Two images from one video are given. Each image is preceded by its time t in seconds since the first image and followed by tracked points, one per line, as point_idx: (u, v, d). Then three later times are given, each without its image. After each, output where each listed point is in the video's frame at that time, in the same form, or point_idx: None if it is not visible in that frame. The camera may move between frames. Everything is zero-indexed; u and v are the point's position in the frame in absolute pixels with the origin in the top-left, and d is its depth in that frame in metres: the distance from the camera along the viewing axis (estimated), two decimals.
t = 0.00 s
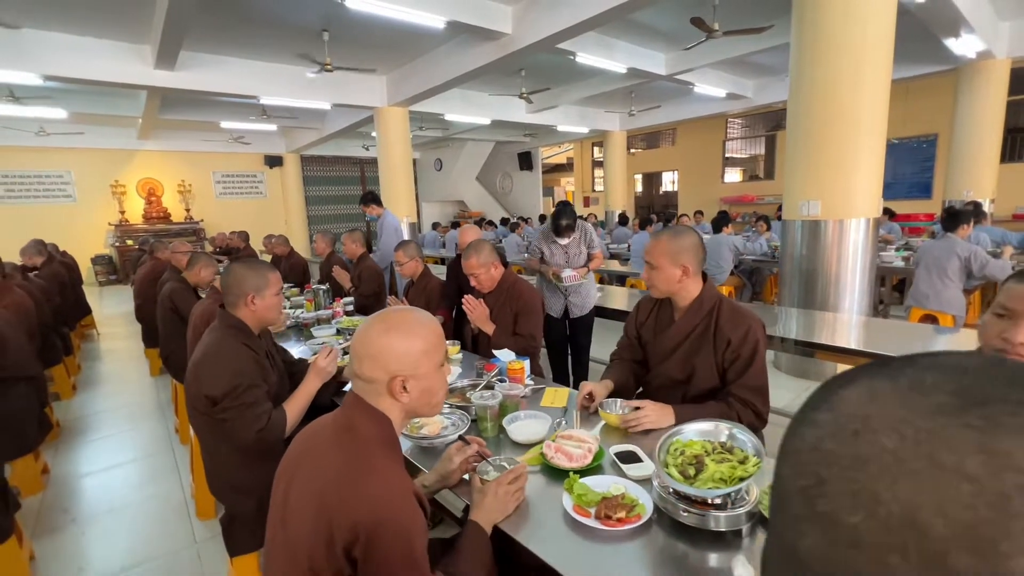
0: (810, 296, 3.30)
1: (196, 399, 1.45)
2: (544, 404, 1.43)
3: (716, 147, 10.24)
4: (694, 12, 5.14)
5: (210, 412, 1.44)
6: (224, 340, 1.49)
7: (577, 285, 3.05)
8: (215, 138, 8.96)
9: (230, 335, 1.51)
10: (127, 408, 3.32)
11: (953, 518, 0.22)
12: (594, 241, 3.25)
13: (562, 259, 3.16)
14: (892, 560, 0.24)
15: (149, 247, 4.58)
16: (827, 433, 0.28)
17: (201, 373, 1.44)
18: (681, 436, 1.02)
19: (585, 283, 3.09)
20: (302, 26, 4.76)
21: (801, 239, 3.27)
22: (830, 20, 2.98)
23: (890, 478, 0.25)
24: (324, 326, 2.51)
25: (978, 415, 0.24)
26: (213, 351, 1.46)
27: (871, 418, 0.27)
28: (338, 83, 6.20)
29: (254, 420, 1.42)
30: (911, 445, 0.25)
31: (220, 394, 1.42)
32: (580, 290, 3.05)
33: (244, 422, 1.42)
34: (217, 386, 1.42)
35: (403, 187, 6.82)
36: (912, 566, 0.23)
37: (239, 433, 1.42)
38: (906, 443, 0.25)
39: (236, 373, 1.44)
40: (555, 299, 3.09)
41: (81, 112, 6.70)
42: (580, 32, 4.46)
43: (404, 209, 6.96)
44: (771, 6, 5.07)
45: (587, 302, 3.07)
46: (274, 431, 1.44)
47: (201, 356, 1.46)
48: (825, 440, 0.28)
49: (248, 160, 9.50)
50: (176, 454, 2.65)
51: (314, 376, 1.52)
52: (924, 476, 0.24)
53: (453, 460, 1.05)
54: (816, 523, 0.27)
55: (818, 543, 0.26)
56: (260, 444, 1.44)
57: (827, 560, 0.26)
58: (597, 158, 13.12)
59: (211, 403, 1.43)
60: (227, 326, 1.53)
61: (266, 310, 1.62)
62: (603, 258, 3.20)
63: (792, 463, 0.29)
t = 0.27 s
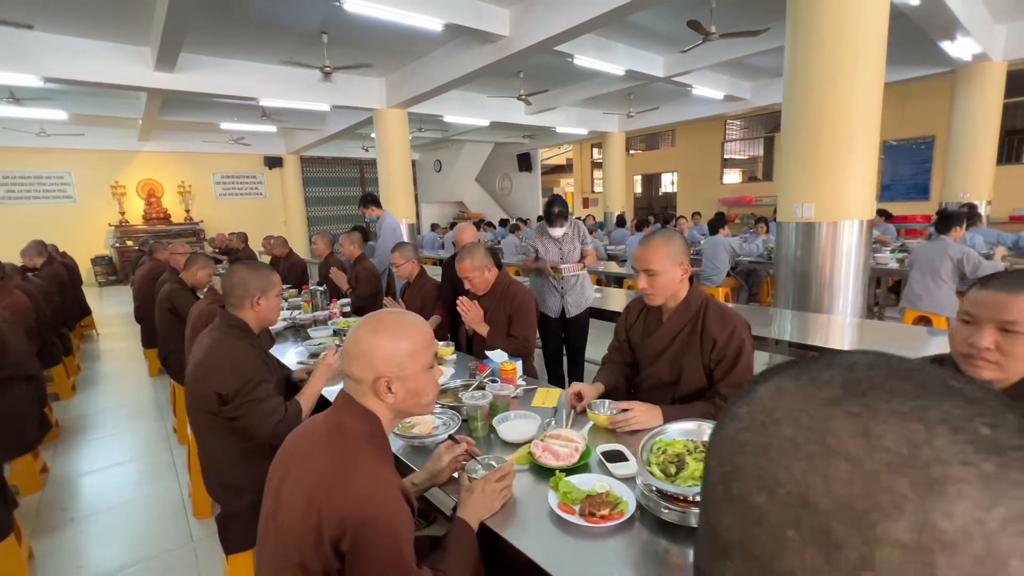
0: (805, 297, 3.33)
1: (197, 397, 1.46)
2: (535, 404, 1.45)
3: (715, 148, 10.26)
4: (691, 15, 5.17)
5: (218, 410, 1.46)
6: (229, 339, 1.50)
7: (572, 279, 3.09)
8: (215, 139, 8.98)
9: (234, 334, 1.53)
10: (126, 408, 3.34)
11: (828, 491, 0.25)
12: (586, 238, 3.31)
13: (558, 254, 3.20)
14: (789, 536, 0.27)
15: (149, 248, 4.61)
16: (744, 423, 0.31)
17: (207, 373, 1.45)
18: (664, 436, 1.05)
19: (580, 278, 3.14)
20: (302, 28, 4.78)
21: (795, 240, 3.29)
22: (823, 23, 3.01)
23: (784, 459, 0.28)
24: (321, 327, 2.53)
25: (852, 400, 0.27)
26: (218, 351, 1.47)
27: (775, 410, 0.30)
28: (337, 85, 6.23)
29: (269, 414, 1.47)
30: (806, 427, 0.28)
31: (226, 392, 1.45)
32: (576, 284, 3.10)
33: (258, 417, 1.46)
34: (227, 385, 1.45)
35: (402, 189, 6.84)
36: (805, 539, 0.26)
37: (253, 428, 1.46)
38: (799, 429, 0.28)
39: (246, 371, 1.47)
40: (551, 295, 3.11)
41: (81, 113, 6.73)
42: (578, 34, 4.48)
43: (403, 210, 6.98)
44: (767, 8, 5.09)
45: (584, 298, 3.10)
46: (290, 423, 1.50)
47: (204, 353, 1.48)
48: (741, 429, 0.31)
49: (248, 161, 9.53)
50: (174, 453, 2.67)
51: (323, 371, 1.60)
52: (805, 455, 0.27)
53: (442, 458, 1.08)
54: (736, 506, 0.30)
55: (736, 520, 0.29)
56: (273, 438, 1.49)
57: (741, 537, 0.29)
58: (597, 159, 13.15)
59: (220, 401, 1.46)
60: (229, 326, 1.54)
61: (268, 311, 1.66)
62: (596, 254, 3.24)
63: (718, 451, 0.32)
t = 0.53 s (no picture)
0: (799, 298, 3.35)
1: (206, 390, 1.49)
2: (527, 404, 1.47)
3: (714, 150, 10.29)
4: (688, 17, 5.20)
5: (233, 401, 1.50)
6: (230, 335, 1.52)
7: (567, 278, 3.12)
8: (214, 141, 9.01)
9: (235, 330, 1.55)
10: (124, 407, 3.36)
11: (758, 468, 0.29)
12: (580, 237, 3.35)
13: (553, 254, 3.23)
14: (723, 510, 0.30)
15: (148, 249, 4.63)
16: (685, 412, 0.35)
17: (216, 368, 1.47)
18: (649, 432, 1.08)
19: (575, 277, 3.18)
20: (300, 31, 4.81)
21: (790, 242, 3.30)
22: (817, 27, 3.03)
23: (719, 441, 0.32)
24: (317, 327, 2.55)
25: (780, 388, 0.32)
26: (224, 346, 1.49)
27: (713, 396, 0.34)
28: (336, 87, 6.25)
29: (289, 397, 1.54)
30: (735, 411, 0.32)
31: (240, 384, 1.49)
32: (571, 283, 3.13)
33: (279, 402, 1.52)
34: (239, 377, 1.48)
35: (401, 190, 6.86)
36: (739, 512, 0.29)
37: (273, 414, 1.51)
38: (732, 413, 0.32)
39: (257, 362, 1.51)
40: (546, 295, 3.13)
41: (81, 115, 6.76)
42: (575, 37, 4.51)
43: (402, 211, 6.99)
44: (764, 11, 5.12)
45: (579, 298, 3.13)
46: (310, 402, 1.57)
47: (206, 350, 1.49)
48: (682, 417, 0.35)
49: (248, 162, 9.56)
50: (172, 452, 2.69)
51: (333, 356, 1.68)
52: (738, 437, 0.31)
53: (432, 455, 1.09)
54: (678, 487, 0.33)
55: (680, 501, 0.33)
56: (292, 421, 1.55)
57: (683, 515, 0.33)
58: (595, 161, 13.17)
59: (234, 393, 1.49)
60: (227, 323, 1.55)
61: (266, 309, 1.68)
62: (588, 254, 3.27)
63: (661, 438, 0.36)
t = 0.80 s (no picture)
0: (793, 301, 3.37)
1: (201, 387, 1.50)
2: (518, 405, 1.49)
3: (711, 152, 10.32)
4: (684, 21, 5.23)
5: (230, 394, 1.53)
6: (225, 333, 1.54)
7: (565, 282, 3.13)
8: (213, 143, 9.03)
9: (230, 328, 1.57)
10: (121, 409, 3.38)
11: (687, 464, 0.33)
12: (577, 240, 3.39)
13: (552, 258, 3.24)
14: (658, 506, 0.34)
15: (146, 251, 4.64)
16: (626, 416, 0.39)
17: (212, 363, 1.50)
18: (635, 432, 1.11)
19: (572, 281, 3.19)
20: (299, 34, 4.83)
21: (784, 245, 3.32)
22: (809, 32, 3.05)
23: (656, 442, 0.35)
24: (312, 329, 2.56)
25: (711, 390, 0.36)
26: (219, 342, 1.51)
27: (654, 398, 0.38)
28: (334, 89, 6.28)
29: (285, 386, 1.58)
30: (670, 413, 0.36)
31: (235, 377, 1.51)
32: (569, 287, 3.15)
33: (274, 393, 1.55)
34: (235, 371, 1.51)
35: (399, 192, 6.88)
36: (671, 508, 0.33)
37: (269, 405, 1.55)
38: (669, 414, 0.36)
39: (252, 357, 1.54)
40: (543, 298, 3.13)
41: (79, 117, 6.78)
42: (571, 41, 4.54)
43: (400, 213, 7.01)
44: (759, 15, 5.16)
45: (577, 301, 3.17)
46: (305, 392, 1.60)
47: (202, 348, 1.51)
48: (624, 419, 0.39)
49: (247, 165, 9.58)
50: (168, 453, 2.70)
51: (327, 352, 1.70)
52: (673, 437, 0.34)
53: (421, 455, 1.12)
54: (619, 487, 0.37)
55: (621, 498, 0.36)
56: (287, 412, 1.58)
57: (623, 512, 0.36)
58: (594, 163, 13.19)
59: (230, 387, 1.52)
60: (221, 320, 1.57)
61: (260, 309, 1.70)
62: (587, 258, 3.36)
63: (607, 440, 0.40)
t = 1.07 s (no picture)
0: (786, 304, 3.39)
1: (194, 385, 1.52)
2: (508, 406, 1.51)
3: (709, 155, 10.35)
4: (680, 25, 5.26)
5: (220, 392, 1.55)
6: (219, 332, 1.57)
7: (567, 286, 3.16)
8: (212, 145, 9.05)
9: (224, 328, 1.59)
10: (118, 410, 3.39)
11: (619, 456, 0.38)
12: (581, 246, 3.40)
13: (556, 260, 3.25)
14: (593, 494, 0.38)
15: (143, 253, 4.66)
16: (570, 411, 0.44)
17: (204, 361, 1.52)
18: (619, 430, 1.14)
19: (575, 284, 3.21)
20: (297, 37, 4.86)
21: (777, 247, 3.35)
22: (801, 38, 3.09)
23: (594, 436, 0.40)
24: (308, 331, 2.58)
25: (645, 388, 0.40)
26: (212, 340, 1.54)
27: (594, 396, 0.43)
28: (332, 92, 6.30)
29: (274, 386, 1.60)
30: (606, 408, 0.41)
31: (226, 376, 1.53)
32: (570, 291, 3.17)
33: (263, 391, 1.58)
34: (226, 368, 1.53)
35: (397, 194, 6.90)
36: (604, 494, 0.37)
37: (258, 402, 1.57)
38: (605, 409, 0.41)
39: (244, 356, 1.57)
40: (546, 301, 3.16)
41: (78, 119, 6.81)
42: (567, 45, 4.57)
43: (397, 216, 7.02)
44: (754, 19, 5.19)
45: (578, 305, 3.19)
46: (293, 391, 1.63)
47: (196, 346, 1.53)
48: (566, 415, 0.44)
49: (246, 167, 9.61)
50: (164, 455, 2.72)
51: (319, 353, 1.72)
52: (608, 430, 0.39)
53: (409, 455, 1.14)
54: (562, 477, 0.41)
55: (563, 489, 0.40)
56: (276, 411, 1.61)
57: (563, 501, 0.40)
58: (592, 165, 13.22)
59: (221, 384, 1.54)
60: (216, 321, 1.60)
61: (254, 310, 1.72)
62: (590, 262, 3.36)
63: (553, 434, 0.44)
